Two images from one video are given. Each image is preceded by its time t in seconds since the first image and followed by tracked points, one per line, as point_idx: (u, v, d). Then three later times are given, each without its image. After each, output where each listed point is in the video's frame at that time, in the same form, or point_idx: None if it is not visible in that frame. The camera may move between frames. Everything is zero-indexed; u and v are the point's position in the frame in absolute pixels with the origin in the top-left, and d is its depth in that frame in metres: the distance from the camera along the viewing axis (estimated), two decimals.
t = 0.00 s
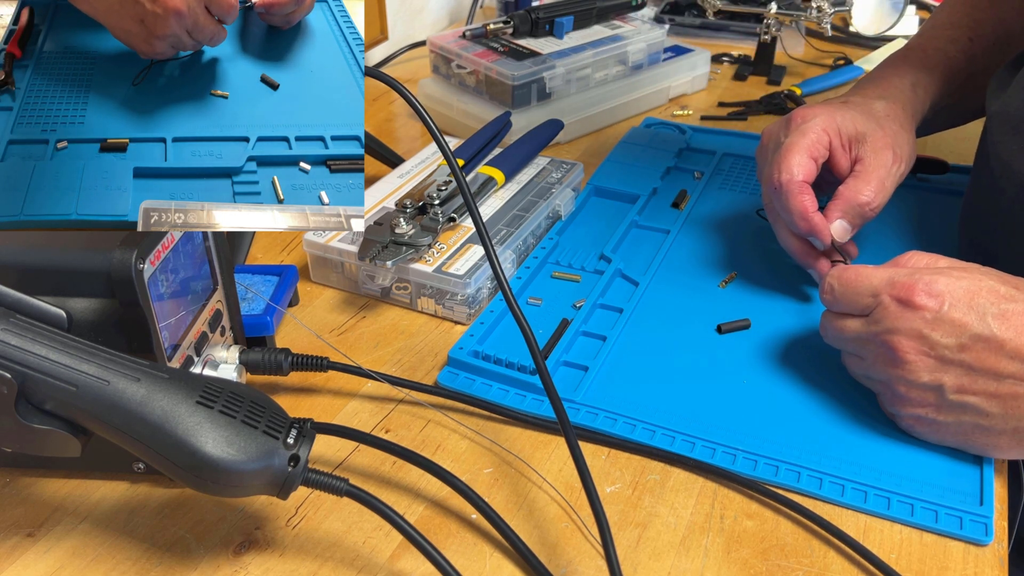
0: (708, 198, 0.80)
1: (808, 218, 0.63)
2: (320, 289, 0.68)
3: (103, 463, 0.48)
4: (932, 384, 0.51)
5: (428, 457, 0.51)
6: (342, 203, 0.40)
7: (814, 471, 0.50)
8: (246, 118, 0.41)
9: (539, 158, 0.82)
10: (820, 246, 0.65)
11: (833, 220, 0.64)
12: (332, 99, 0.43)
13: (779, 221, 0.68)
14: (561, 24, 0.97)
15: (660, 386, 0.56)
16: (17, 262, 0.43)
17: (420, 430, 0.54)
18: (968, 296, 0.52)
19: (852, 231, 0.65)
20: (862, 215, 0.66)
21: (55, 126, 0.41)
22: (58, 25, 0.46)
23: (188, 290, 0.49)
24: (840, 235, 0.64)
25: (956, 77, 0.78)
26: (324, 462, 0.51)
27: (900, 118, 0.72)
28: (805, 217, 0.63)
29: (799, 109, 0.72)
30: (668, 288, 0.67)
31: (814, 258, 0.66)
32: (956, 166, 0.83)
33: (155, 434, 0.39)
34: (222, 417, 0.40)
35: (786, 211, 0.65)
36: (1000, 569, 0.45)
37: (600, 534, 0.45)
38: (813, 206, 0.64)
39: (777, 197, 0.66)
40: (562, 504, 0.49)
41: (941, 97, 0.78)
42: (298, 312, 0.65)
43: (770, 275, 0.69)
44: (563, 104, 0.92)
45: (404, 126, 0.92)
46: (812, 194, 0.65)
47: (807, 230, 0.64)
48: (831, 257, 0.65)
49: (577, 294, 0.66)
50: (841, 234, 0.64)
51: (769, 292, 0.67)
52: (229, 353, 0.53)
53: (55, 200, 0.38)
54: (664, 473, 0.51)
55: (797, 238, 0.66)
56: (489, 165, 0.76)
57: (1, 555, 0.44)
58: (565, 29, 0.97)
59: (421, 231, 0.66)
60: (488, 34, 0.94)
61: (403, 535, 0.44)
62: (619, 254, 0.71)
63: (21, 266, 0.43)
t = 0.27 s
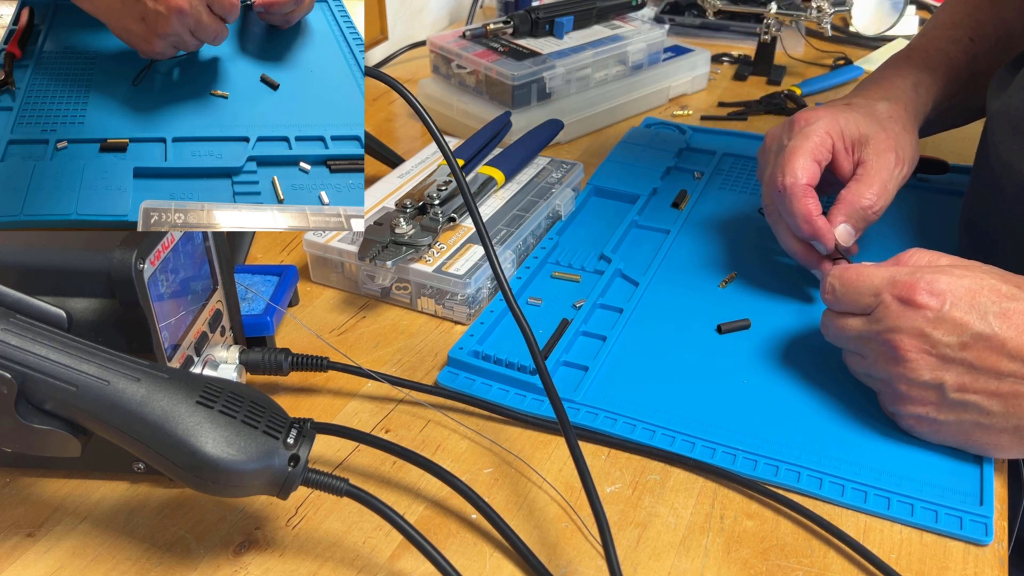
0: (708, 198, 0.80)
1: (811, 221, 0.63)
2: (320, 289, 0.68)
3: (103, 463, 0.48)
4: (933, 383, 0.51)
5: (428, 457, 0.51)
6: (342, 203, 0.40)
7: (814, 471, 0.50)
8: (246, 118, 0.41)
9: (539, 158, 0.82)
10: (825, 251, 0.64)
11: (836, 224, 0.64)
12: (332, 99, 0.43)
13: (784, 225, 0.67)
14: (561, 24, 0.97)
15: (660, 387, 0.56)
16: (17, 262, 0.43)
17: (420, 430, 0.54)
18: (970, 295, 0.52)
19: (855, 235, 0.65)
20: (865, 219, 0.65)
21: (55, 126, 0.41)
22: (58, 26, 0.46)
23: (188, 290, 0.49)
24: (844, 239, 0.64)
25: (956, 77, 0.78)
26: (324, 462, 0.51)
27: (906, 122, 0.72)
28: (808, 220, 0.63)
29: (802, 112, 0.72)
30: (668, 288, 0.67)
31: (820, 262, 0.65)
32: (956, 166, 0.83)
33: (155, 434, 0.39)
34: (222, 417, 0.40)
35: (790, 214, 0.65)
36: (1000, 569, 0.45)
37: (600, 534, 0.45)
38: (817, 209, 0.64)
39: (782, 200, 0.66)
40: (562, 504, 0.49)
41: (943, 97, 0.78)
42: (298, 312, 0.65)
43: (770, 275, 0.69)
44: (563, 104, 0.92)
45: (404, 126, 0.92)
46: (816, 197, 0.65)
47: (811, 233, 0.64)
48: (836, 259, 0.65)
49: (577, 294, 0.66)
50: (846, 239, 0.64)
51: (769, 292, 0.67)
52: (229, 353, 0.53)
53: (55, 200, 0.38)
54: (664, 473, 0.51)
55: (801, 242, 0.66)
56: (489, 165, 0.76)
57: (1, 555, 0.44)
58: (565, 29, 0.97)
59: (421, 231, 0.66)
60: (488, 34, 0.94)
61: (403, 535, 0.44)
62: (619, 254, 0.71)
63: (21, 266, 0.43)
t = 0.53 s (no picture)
0: (708, 198, 0.80)
1: (813, 222, 0.63)
2: (320, 290, 0.68)
3: (103, 463, 0.48)
4: (934, 382, 0.51)
5: (428, 457, 0.51)
6: (342, 203, 0.40)
7: (814, 471, 0.50)
8: (245, 118, 0.41)
9: (539, 158, 0.82)
10: (828, 253, 0.64)
11: (838, 225, 0.63)
12: (332, 99, 0.43)
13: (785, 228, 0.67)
14: (561, 24, 0.97)
15: (660, 387, 0.56)
16: (18, 262, 0.43)
17: (420, 430, 0.54)
18: (972, 294, 0.51)
19: (858, 236, 0.64)
20: (867, 221, 0.65)
21: (55, 126, 0.41)
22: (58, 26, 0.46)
23: (188, 290, 0.49)
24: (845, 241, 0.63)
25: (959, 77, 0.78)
26: (324, 462, 0.51)
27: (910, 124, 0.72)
28: (810, 222, 0.63)
29: (804, 113, 0.72)
30: (668, 288, 0.67)
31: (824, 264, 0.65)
32: (956, 166, 0.83)
33: (155, 434, 0.39)
34: (222, 417, 0.40)
35: (792, 216, 0.65)
36: (1000, 569, 0.45)
37: (600, 534, 0.45)
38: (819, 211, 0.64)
39: (783, 202, 0.66)
40: (562, 504, 0.49)
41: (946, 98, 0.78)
42: (298, 312, 0.65)
43: (770, 275, 0.69)
44: (563, 105, 0.92)
45: (404, 126, 0.92)
46: (818, 198, 0.65)
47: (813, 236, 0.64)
48: (838, 260, 0.64)
49: (577, 294, 0.66)
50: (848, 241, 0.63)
51: (769, 292, 0.67)
52: (229, 353, 0.53)
53: (56, 200, 0.38)
54: (664, 473, 0.51)
55: (803, 244, 0.66)
56: (489, 165, 0.76)
57: (1, 555, 0.44)
58: (565, 29, 0.97)
59: (421, 231, 0.66)
60: (488, 34, 0.94)
61: (403, 535, 0.44)
62: (619, 254, 0.71)
63: (22, 266, 0.43)
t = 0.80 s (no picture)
0: (708, 198, 0.80)
1: (817, 222, 0.63)
2: (320, 290, 0.68)
3: (103, 463, 0.48)
4: (938, 379, 0.51)
5: (428, 457, 0.51)
6: (343, 203, 0.40)
7: (814, 472, 0.50)
8: (246, 119, 0.41)
9: (539, 158, 0.82)
10: (831, 253, 0.64)
11: (842, 226, 0.64)
12: (332, 99, 0.43)
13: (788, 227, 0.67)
14: (561, 24, 0.97)
15: (660, 387, 0.56)
16: (18, 262, 0.43)
17: (420, 430, 0.54)
18: (976, 291, 0.51)
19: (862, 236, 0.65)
20: (871, 220, 0.65)
21: (55, 126, 0.41)
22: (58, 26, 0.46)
23: (188, 290, 0.49)
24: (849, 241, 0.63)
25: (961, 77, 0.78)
26: (324, 462, 0.51)
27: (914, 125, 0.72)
28: (814, 221, 0.63)
29: (808, 112, 0.72)
30: (668, 288, 0.67)
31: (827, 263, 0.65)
32: (956, 166, 0.83)
33: (155, 434, 0.39)
34: (222, 417, 0.40)
35: (795, 215, 0.64)
36: (1001, 569, 0.45)
37: (601, 534, 0.45)
38: (822, 210, 0.63)
39: (786, 201, 0.65)
40: (562, 504, 0.49)
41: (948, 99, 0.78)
42: (298, 312, 0.65)
43: (770, 276, 0.69)
44: (563, 105, 0.92)
45: (404, 126, 0.92)
46: (822, 198, 0.65)
47: (816, 235, 0.63)
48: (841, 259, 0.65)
49: (577, 293, 0.66)
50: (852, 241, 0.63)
51: (769, 292, 0.67)
52: (229, 353, 0.53)
53: (56, 200, 0.38)
54: (664, 474, 0.51)
55: (806, 243, 0.66)
56: (489, 165, 0.76)
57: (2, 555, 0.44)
58: (565, 29, 0.97)
59: (421, 231, 0.66)
60: (488, 34, 0.94)
61: (403, 536, 0.44)
62: (619, 254, 0.71)
63: (22, 266, 0.43)
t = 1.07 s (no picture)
0: (708, 198, 0.80)
1: (825, 223, 0.63)
2: (320, 290, 0.68)
3: (103, 463, 0.48)
4: (937, 377, 0.51)
5: (428, 457, 0.51)
6: (342, 203, 0.40)
7: (814, 471, 0.50)
8: (245, 119, 0.41)
9: (539, 158, 0.82)
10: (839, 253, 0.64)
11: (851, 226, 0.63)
12: (332, 100, 0.43)
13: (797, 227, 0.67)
14: (561, 24, 0.97)
15: (660, 387, 0.56)
16: (18, 262, 0.43)
17: (420, 430, 0.54)
18: (975, 288, 0.51)
19: (870, 237, 0.64)
20: (880, 221, 0.65)
21: (55, 126, 0.41)
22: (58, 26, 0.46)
23: (188, 290, 0.49)
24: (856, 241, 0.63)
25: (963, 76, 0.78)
26: (324, 462, 0.51)
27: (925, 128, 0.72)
28: (823, 222, 0.63)
29: (814, 113, 0.72)
30: (668, 288, 0.67)
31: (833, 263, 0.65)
32: (956, 166, 0.83)
33: (155, 434, 0.39)
34: (222, 417, 0.40)
35: (804, 216, 0.64)
36: (1000, 569, 0.45)
37: (600, 534, 0.45)
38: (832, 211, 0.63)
39: (796, 202, 0.65)
40: (562, 504, 0.49)
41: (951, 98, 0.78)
42: (298, 312, 0.65)
43: (770, 276, 0.69)
44: (563, 105, 0.92)
45: (404, 126, 0.92)
46: (830, 199, 0.64)
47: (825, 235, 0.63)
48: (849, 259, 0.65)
49: (577, 293, 0.66)
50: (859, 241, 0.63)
51: (769, 292, 0.67)
52: (229, 353, 0.53)
53: (56, 200, 0.38)
54: (664, 473, 0.51)
55: (813, 244, 0.66)
56: (489, 165, 0.76)
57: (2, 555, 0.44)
58: (565, 29, 0.97)
59: (421, 231, 0.66)
60: (488, 34, 0.94)
61: (403, 536, 0.44)
62: (619, 254, 0.71)
63: (22, 266, 0.43)
